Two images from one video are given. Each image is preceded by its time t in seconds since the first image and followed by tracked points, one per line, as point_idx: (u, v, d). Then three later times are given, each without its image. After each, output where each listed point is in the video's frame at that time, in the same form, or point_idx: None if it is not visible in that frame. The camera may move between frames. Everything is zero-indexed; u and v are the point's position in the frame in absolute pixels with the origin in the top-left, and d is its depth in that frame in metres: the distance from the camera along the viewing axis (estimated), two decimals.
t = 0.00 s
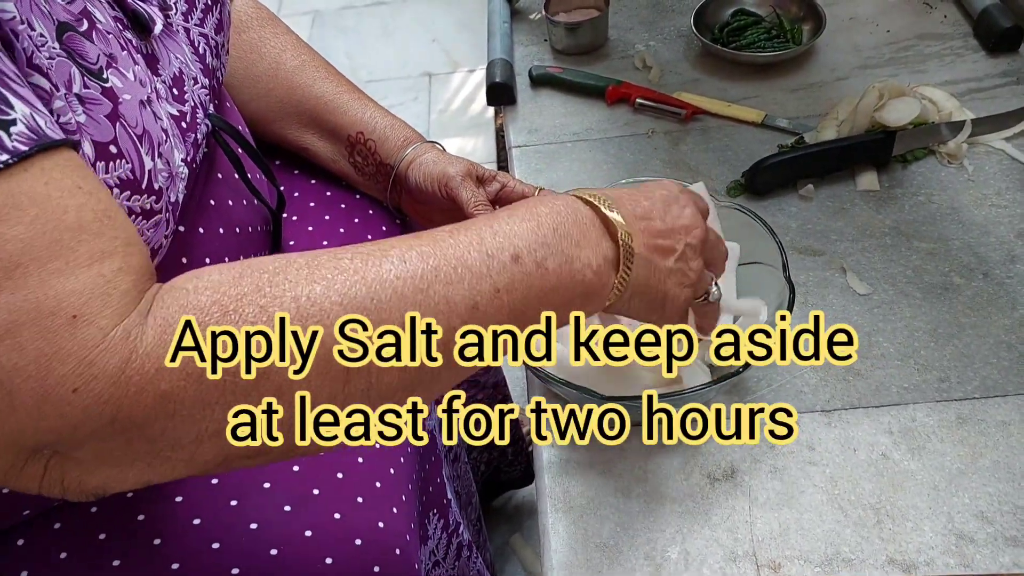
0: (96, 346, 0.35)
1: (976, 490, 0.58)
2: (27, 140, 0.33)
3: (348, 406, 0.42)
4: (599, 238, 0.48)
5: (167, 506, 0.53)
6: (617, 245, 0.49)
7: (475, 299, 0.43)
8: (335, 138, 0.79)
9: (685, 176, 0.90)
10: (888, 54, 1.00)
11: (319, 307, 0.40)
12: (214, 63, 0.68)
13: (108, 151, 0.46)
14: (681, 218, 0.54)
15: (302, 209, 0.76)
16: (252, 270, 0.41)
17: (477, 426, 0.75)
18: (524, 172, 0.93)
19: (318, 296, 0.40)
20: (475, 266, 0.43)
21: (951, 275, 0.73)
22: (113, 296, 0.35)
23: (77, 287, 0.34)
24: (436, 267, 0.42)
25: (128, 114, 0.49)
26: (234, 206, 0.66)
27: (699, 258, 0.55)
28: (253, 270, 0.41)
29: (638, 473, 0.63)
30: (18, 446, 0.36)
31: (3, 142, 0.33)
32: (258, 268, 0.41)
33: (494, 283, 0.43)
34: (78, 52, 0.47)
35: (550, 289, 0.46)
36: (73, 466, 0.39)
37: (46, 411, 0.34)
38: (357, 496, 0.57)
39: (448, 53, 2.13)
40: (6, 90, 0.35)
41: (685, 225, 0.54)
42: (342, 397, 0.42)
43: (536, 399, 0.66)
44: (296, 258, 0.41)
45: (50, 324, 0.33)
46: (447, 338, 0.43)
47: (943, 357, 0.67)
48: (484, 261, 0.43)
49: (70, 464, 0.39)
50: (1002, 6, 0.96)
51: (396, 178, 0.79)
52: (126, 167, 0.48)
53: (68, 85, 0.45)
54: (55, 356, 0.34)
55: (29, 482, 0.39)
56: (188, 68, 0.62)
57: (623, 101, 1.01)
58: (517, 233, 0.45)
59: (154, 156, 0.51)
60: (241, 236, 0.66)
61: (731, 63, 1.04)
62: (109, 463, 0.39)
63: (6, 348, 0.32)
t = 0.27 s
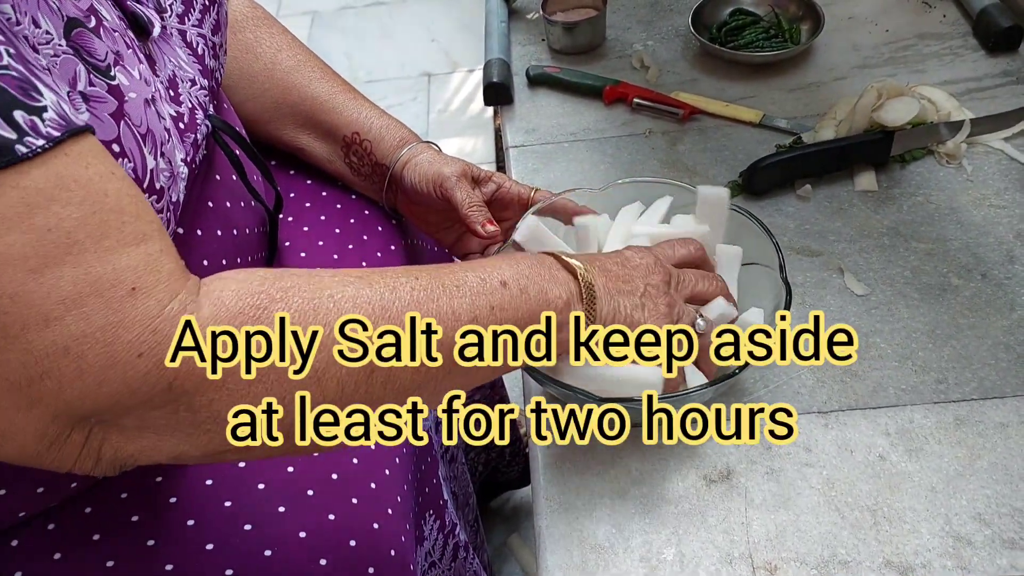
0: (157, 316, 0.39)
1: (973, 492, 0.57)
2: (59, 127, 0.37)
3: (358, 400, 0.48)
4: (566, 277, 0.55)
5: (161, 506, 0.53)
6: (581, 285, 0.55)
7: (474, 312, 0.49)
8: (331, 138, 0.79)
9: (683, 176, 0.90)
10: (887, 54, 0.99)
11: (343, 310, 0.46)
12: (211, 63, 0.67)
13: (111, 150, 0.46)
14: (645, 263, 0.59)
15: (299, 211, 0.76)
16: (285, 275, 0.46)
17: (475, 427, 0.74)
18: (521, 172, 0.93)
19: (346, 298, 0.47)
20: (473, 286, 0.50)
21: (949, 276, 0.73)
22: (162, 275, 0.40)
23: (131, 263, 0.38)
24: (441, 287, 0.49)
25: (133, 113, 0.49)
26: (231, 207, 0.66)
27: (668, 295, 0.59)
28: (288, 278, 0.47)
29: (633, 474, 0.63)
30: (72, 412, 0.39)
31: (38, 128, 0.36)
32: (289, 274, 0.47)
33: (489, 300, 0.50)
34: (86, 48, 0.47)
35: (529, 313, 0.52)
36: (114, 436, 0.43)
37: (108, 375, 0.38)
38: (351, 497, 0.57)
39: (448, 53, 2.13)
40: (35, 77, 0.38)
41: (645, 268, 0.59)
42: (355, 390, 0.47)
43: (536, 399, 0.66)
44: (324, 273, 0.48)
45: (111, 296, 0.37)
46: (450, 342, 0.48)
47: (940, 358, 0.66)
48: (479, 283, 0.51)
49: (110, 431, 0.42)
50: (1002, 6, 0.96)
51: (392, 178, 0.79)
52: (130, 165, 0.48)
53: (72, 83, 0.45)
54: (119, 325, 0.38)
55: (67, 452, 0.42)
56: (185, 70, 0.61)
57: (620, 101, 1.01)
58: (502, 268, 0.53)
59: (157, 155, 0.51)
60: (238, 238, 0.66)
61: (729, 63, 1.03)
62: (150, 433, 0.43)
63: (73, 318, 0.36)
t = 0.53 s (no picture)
0: (118, 336, 0.38)
1: (975, 494, 0.57)
2: (39, 134, 0.36)
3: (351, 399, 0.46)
4: (599, 260, 0.51)
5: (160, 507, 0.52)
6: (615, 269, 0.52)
7: (480, 310, 0.47)
8: (332, 137, 0.79)
9: (684, 176, 0.89)
10: (889, 54, 0.99)
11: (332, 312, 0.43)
12: (211, 63, 0.67)
13: (106, 151, 0.46)
14: (685, 244, 0.55)
15: (299, 210, 0.76)
16: (268, 277, 0.44)
17: (476, 427, 0.73)
18: (522, 172, 0.93)
19: (333, 300, 0.44)
20: (484, 279, 0.47)
21: (951, 276, 0.72)
22: (132, 290, 0.39)
23: (98, 279, 0.37)
24: (445, 280, 0.46)
25: (128, 114, 0.49)
26: (232, 206, 0.66)
27: (700, 283, 0.57)
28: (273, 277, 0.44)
29: (634, 475, 0.62)
30: (40, 433, 0.39)
31: (17, 135, 0.35)
32: (276, 275, 0.44)
33: (501, 297, 0.47)
34: (78, 51, 0.47)
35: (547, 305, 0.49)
36: (94, 450, 0.42)
37: (68, 399, 0.37)
38: (351, 498, 0.57)
39: (448, 53, 2.12)
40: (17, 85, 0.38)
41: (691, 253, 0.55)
42: (345, 391, 0.46)
43: (536, 399, 0.66)
44: (317, 266, 0.45)
45: (74, 315, 0.36)
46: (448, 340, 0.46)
47: (942, 359, 0.66)
48: (492, 274, 0.47)
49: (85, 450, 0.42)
50: (1004, 6, 0.96)
51: (392, 177, 0.79)
52: (126, 167, 0.48)
53: (66, 85, 0.45)
54: (79, 346, 0.37)
55: (43, 471, 0.42)
56: (187, 69, 0.61)
57: (621, 101, 1.01)
58: (523, 249, 0.49)
59: (152, 156, 0.51)
60: (239, 238, 0.66)
61: (730, 63, 1.03)
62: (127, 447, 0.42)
63: (33, 338, 0.35)
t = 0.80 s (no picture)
0: (152, 311, 0.38)
1: (975, 497, 0.57)
2: (51, 126, 0.35)
3: (360, 365, 0.46)
4: (551, 224, 0.54)
5: (159, 511, 0.52)
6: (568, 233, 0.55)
7: (463, 273, 0.48)
8: (331, 141, 0.79)
9: (684, 179, 0.89)
10: (888, 56, 0.99)
11: (332, 278, 0.45)
12: (209, 65, 0.67)
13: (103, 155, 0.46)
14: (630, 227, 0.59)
15: (298, 213, 0.76)
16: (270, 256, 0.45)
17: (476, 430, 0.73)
18: (521, 175, 0.93)
19: (332, 269, 0.45)
20: (459, 246, 0.49)
21: (951, 279, 0.72)
22: (157, 270, 0.39)
23: (125, 262, 0.37)
24: (427, 249, 0.48)
25: (127, 118, 0.49)
26: (232, 211, 0.66)
27: (653, 254, 0.59)
28: (278, 253, 0.45)
29: (634, 480, 0.62)
30: (69, 414, 0.37)
31: (30, 128, 0.34)
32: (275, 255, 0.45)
33: (478, 260, 0.49)
34: (78, 52, 0.47)
35: (517, 272, 0.51)
36: (119, 433, 0.41)
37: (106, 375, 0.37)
38: (351, 502, 0.57)
39: (449, 55, 2.13)
40: (24, 77, 0.36)
41: (635, 230, 0.59)
42: (354, 356, 0.45)
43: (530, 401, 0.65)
44: (309, 244, 0.47)
45: (107, 295, 0.36)
46: (441, 302, 0.47)
47: (942, 363, 0.66)
48: (465, 240, 0.49)
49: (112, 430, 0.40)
50: (1003, 8, 0.96)
51: (392, 181, 0.79)
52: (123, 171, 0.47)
53: (63, 88, 0.44)
54: (115, 323, 0.36)
55: (69, 457, 0.40)
56: (185, 72, 0.61)
57: (621, 104, 1.01)
58: (488, 223, 0.52)
59: (151, 160, 0.51)
60: (239, 243, 0.66)
61: (730, 66, 1.03)
62: (154, 427, 0.41)
63: (71, 317, 0.35)
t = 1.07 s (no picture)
0: (165, 310, 0.38)
1: (978, 497, 0.57)
2: (67, 122, 0.36)
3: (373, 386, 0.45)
4: (581, 256, 0.53)
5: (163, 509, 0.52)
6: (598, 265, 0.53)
7: (488, 299, 0.47)
8: (335, 139, 0.79)
9: (686, 178, 0.89)
10: (890, 56, 0.99)
11: (355, 297, 0.43)
12: (214, 64, 0.67)
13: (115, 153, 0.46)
14: (666, 242, 0.57)
15: (301, 212, 0.76)
16: (294, 266, 0.44)
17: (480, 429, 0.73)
18: (524, 174, 0.93)
19: (355, 289, 0.44)
20: (486, 273, 0.47)
21: (953, 279, 0.73)
22: (171, 268, 0.39)
23: (139, 258, 0.37)
24: (452, 273, 0.47)
25: (138, 114, 0.49)
26: (237, 210, 0.66)
27: (689, 275, 0.57)
28: (299, 265, 0.44)
29: (636, 479, 0.62)
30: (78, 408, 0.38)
31: (47, 122, 0.35)
32: (300, 267, 0.44)
33: (504, 290, 0.47)
34: (91, 50, 0.47)
35: (545, 301, 0.49)
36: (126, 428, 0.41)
37: (116, 372, 0.37)
38: (354, 501, 0.57)
39: (450, 55, 2.13)
40: (42, 74, 0.37)
41: (670, 245, 0.57)
42: (368, 378, 0.44)
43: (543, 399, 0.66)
44: (333, 260, 0.45)
45: (120, 291, 0.36)
46: (462, 328, 0.46)
47: (944, 362, 0.66)
48: (493, 268, 0.48)
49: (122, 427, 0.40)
50: (1005, 9, 0.96)
51: (395, 179, 0.79)
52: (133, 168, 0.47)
53: (77, 84, 0.45)
54: (126, 322, 0.36)
55: (79, 451, 0.40)
56: (189, 71, 0.61)
57: (623, 104, 1.01)
58: (520, 249, 0.50)
59: (161, 156, 0.51)
60: (244, 241, 0.66)
61: (732, 66, 1.03)
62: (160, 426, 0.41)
63: (84, 315, 0.35)
